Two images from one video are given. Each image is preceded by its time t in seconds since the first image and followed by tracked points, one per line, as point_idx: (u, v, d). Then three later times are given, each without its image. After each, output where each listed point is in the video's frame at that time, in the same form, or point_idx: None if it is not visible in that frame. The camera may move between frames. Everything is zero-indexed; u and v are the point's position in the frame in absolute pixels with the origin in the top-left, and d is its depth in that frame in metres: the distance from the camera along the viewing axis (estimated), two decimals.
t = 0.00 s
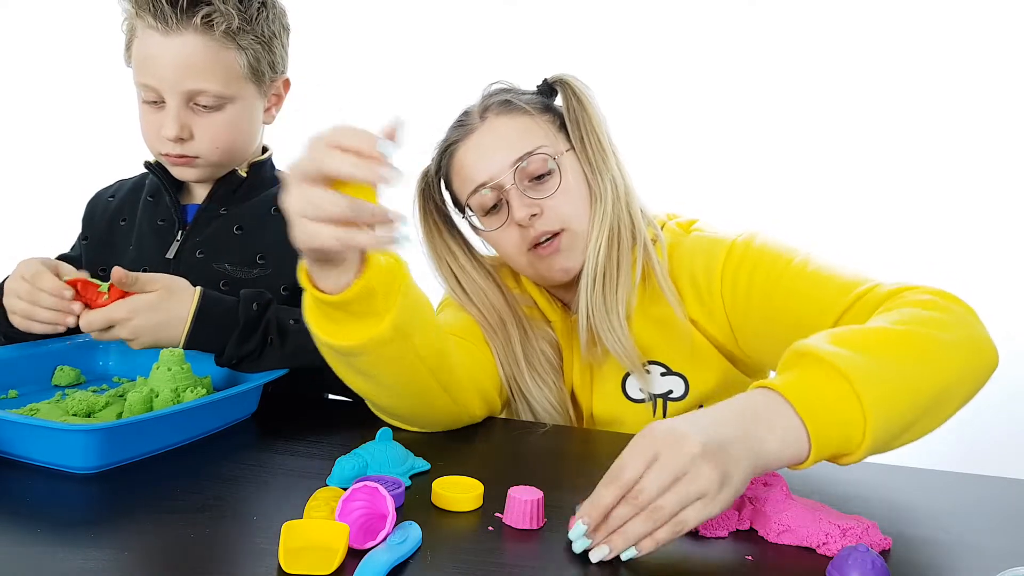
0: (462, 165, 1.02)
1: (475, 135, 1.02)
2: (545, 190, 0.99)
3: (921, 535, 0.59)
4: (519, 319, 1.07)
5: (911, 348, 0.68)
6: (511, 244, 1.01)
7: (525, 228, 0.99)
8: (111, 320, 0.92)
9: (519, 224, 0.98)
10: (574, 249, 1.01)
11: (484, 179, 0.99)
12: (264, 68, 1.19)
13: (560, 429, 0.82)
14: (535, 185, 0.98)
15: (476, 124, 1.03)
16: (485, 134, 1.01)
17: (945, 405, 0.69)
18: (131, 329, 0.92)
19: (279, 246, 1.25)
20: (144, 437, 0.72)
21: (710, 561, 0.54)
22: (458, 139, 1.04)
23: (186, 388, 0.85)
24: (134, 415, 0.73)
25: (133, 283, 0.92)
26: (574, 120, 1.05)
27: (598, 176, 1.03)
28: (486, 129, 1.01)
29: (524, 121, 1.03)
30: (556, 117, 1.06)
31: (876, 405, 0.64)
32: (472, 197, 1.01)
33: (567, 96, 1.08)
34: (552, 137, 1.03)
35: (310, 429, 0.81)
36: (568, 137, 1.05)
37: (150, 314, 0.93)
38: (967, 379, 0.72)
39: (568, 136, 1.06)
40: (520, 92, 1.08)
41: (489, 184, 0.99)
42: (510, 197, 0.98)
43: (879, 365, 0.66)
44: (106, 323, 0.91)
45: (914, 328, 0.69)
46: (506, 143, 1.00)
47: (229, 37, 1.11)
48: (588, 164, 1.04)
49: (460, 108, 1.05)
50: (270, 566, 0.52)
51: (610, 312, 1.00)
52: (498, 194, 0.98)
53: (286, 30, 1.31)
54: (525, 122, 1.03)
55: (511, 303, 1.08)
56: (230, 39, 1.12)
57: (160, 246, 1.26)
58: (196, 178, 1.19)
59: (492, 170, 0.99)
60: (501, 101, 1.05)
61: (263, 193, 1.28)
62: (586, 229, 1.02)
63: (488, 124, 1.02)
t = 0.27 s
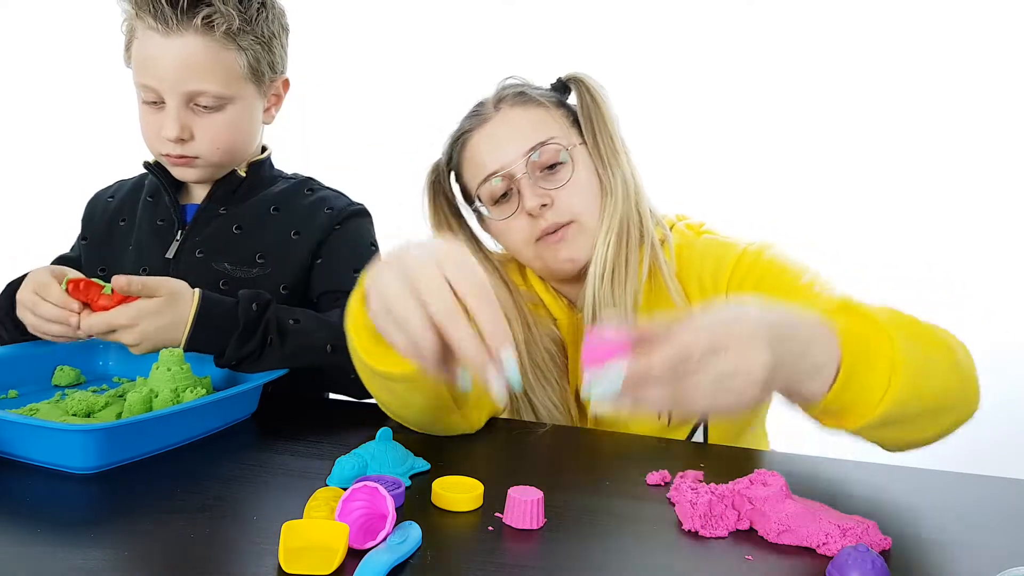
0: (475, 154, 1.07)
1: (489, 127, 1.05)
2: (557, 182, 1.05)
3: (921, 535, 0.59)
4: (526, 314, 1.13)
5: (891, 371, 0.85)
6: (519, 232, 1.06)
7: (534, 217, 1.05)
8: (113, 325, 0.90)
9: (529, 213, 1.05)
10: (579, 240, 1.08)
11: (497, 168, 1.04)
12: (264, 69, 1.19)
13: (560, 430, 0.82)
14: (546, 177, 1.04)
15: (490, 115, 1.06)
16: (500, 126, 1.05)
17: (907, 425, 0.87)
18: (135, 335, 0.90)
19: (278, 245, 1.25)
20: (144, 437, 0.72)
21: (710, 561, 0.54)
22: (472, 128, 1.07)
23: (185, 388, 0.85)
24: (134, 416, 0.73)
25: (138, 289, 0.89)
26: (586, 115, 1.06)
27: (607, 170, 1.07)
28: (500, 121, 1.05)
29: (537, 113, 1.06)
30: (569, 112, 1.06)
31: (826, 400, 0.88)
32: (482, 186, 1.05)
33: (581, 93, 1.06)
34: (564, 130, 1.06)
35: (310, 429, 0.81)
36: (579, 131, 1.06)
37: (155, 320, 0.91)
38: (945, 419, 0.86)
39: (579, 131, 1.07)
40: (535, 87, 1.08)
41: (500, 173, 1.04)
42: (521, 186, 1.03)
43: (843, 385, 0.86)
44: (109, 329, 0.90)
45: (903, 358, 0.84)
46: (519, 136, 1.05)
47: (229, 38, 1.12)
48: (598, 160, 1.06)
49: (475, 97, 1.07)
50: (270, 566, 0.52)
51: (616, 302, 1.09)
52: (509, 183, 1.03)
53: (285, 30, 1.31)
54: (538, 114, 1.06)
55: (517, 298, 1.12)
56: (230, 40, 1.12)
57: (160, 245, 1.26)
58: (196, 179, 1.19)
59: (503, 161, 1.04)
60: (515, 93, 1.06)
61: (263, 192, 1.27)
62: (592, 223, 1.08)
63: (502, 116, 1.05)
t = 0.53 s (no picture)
0: (493, 143, 1.05)
1: (506, 119, 1.04)
2: (574, 173, 1.00)
3: (920, 535, 0.59)
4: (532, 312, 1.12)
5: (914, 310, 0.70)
6: (533, 223, 1.02)
7: (550, 208, 1.00)
8: (113, 328, 0.89)
9: (544, 203, 1.00)
10: (597, 234, 1.02)
11: (515, 157, 1.02)
12: (265, 70, 1.19)
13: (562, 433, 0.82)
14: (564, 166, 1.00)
15: (511, 106, 1.06)
16: (518, 116, 1.04)
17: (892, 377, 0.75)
18: (136, 339, 0.89)
19: (278, 245, 1.24)
20: (144, 437, 0.72)
21: (710, 560, 0.55)
22: (493, 118, 1.07)
23: (185, 388, 0.85)
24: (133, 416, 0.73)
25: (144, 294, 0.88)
26: (607, 115, 1.09)
27: (625, 167, 1.06)
28: (519, 112, 1.04)
29: (557, 106, 1.06)
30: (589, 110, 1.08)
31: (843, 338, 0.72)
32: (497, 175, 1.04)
33: (601, 94, 1.11)
34: (584, 125, 1.05)
35: (310, 429, 0.81)
36: (600, 128, 1.09)
37: (157, 323, 0.91)
38: (908, 378, 0.76)
39: (599, 129, 1.09)
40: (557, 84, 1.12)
41: (517, 163, 1.01)
42: (538, 176, 1.00)
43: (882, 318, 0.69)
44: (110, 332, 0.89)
45: (926, 293, 0.70)
46: (538, 127, 1.03)
47: (232, 40, 1.11)
48: (617, 157, 1.07)
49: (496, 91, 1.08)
50: (270, 566, 0.52)
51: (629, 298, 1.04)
52: (525, 173, 1.00)
53: (285, 31, 1.32)
54: (559, 107, 1.06)
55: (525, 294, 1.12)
56: (234, 42, 1.12)
57: (159, 245, 1.26)
58: (198, 179, 1.19)
59: (523, 150, 1.01)
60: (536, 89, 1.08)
61: (262, 192, 1.28)
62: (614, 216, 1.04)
63: (522, 107, 1.05)
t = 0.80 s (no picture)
0: (481, 154, 1.05)
1: (494, 128, 1.04)
2: (565, 180, 1.00)
3: (920, 535, 0.59)
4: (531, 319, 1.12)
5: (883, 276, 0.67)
6: (527, 231, 1.02)
7: (541, 216, 0.99)
8: (111, 326, 0.88)
9: (535, 210, 0.99)
10: (592, 240, 1.01)
11: (504, 166, 1.02)
12: (268, 70, 1.19)
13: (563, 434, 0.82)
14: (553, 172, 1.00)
15: (498, 113, 1.06)
16: (505, 124, 1.04)
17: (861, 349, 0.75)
18: (133, 337, 0.89)
19: (278, 244, 1.24)
20: (142, 437, 0.72)
21: (710, 561, 0.55)
22: (481, 127, 1.07)
23: (184, 388, 0.85)
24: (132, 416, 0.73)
25: (140, 292, 0.88)
26: (598, 117, 1.09)
27: (619, 170, 1.06)
28: (506, 120, 1.05)
29: (545, 111, 1.06)
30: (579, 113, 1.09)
31: (818, 310, 0.72)
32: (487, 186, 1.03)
33: (593, 96, 1.11)
34: (572, 130, 1.05)
35: (310, 429, 0.81)
36: (591, 132, 1.09)
37: (154, 321, 0.90)
38: (874, 353, 0.77)
39: (592, 132, 1.09)
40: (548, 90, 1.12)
41: (507, 171, 1.01)
42: (527, 183, 0.99)
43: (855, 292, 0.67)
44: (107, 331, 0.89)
45: (892, 258, 0.66)
46: (526, 134, 1.02)
47: (235, 40, 1.11)
48: (612, 161, 1.06)
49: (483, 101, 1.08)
50: (270, 566, 0.52)
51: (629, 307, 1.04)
52: (515, 181, 1.00)
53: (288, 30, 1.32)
54: (546, 112, 1.06)
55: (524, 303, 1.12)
56: (236, 42, 1.12)
57: (158, 244, 1.26)
58: (198, 179, 1.19)
59: (511, 158, 1.01)
60: (522, 94, 1.08)
61: (262, 192, 1.28)
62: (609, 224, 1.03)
63: (509, 114, 1.05)
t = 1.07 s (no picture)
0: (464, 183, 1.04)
1: (474, 157, 1.03)
2: (553, 209, 0.98)
3: (921, 535, 0.59)
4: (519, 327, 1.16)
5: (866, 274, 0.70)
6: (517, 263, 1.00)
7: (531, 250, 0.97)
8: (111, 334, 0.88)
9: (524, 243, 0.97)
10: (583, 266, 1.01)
11: (487, 199, 0.99)
12: (271, 72, 1.19)
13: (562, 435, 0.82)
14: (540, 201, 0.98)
15: (476, 141, 1.05)
16: (486, 151, 1.03)
17: (843, 354, 0.76)
18: (132, 344, 0.89)
19: (278, 245, 1.24)
20: (141, 438, 0.72)
21: (710, 561, 0.55)
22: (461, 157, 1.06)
23: (183, 389, 0.85)
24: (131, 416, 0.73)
25: (138, 300, 0.87)
26: (582, 133, 1.07)
27: (606, 188, 1.05)
28: (486, 147, 1.03)
29: (525, 135, 1.04)
30: (561, 131, 1.07)
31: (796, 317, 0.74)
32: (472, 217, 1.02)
33: (574, 110, 1.10)
34: (555, 153, 1.03)
35: (309, 429, 0.81)
36: (575, 151, 1.07)
37: (153, 328, 0.90)
38: (856, 357, 0.78)
39: (576, 149, 1.07)
40: (523, 106, 1.11)
41: (492, 204, 0.98)
42: (514, 216, 0.97)
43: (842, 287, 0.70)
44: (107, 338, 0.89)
45: (876, 257, 0.70)
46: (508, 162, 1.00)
47: (239, 42, 1.11)
48: (599, 182, 1.05)
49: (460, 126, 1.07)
50: (270, 566, 0.52)
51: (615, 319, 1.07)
52: (501, 214, 0.97)
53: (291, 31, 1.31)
54: (526, 136, 1.04)
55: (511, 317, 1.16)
56: (240, 44, 1.11)
57: (158, 243, 1.26)
58: (199, 180, 1.19)
59: (495, 190, 0.99)
60: (500, 116, 1.07)
61: (262, 192, 1.27)
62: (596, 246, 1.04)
63: (488, 142, 1.03)
